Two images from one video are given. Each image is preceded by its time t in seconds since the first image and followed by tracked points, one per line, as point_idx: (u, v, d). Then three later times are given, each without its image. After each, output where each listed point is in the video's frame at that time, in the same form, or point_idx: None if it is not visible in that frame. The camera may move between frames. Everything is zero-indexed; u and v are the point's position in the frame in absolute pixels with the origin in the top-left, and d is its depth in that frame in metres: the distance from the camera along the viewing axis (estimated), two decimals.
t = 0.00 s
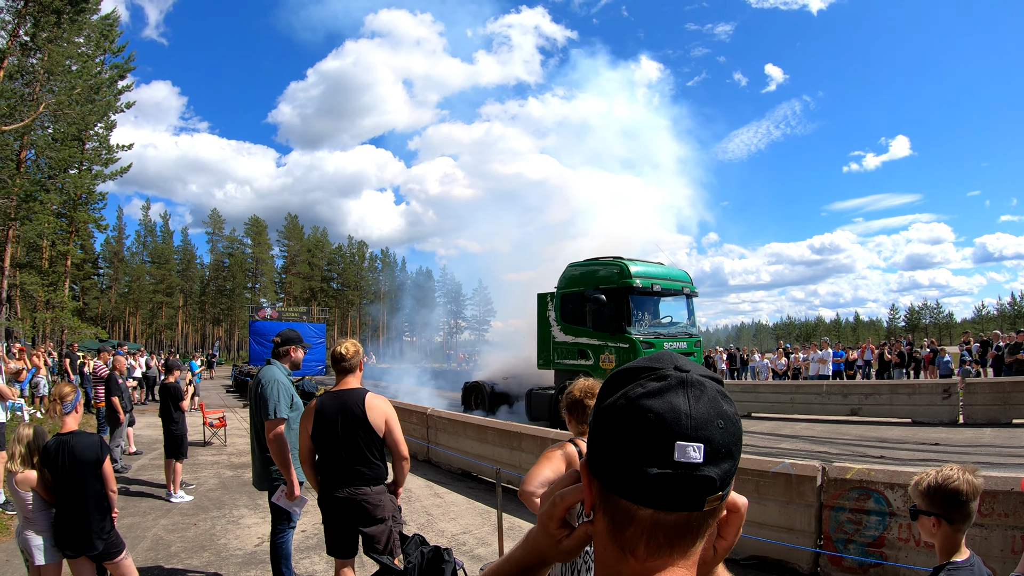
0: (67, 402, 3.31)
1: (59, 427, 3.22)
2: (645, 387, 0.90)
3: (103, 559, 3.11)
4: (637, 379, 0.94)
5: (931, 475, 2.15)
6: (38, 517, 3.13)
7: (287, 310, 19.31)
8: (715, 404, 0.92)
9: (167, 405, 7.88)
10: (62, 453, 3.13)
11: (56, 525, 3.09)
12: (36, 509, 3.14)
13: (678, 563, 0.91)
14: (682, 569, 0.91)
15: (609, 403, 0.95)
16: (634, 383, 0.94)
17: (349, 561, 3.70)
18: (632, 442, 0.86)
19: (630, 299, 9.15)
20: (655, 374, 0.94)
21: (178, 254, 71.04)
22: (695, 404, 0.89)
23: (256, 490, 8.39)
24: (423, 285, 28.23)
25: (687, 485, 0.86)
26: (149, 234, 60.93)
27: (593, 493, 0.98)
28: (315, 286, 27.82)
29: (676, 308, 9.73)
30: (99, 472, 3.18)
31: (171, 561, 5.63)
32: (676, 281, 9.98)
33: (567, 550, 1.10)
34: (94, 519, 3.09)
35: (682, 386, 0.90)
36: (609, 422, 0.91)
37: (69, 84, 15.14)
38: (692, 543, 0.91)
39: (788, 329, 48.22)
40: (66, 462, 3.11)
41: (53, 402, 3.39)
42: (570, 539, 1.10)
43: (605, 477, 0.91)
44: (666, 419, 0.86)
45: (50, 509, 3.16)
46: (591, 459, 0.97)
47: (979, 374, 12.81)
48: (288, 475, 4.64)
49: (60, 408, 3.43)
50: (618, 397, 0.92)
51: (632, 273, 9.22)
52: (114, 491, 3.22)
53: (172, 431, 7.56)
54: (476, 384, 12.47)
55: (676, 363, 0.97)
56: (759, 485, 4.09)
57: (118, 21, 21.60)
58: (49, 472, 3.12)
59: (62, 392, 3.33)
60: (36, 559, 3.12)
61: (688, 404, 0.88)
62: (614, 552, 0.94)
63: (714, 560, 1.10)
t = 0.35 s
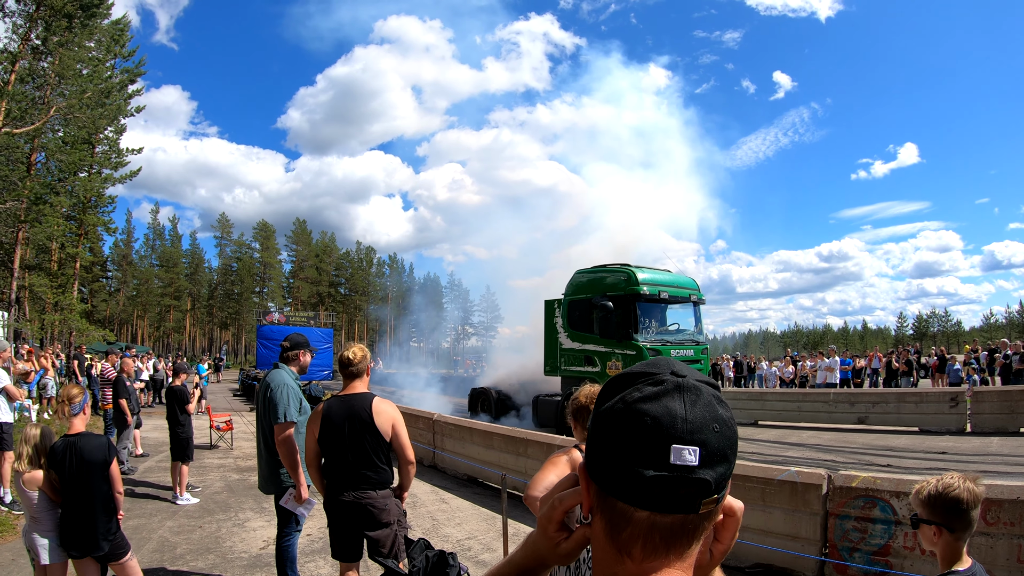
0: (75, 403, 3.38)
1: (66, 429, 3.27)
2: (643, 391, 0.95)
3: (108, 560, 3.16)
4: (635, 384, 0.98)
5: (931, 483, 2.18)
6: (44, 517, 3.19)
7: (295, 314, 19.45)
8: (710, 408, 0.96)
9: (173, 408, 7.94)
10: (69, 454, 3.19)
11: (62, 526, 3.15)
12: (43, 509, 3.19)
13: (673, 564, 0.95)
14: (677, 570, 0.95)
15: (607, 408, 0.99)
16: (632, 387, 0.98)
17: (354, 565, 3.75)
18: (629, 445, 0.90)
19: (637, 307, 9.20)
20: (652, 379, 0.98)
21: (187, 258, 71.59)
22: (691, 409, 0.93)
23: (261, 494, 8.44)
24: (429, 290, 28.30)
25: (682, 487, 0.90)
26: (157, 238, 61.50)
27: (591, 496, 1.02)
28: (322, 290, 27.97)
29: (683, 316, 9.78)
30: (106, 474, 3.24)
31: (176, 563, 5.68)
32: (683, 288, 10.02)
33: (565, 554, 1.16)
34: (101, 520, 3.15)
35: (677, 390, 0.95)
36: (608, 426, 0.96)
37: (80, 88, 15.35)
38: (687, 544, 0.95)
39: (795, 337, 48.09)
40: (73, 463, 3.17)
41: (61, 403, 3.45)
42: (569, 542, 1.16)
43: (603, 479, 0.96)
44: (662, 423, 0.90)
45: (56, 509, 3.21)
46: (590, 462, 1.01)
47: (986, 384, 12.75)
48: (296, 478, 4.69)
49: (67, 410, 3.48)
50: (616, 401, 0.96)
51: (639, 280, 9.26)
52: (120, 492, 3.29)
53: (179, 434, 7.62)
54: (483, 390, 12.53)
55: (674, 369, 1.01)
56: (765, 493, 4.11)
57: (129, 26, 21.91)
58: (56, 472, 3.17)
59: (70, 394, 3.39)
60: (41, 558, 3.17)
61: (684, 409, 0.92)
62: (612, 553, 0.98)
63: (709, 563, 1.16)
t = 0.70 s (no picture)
0: (81, 410, 3.46)
1: (71, 434, 3.31)
2: (641, 414, 0.97)
3: (111, 565, 3.20)
4: (635, 407, 1.01)
5: (923, 497, 2.19)
6: (48, 522, 3.21)
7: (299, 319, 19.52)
8: (708, 430, 0.99)
9: (176, 414, 7.96)
10: (74, 460, 3.22)
11: (67, 531, 3.18)
12: (47, 514, 3.22)
13: None
14: None
15: (606, 429, 1.03)
16: (631, 410, 1.01)
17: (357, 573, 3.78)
18: (628, 468, 0.93)
19: (641, 314, 9.23)
20: (651, 402, 1.01)
21: (192, 262, 71.92)
22: (689, 431, 0.95)
23: (265, 499, 8.47)
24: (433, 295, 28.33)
25: (680, 508, 0.93)
26: (162, 242, 61.80)
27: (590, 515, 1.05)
28: (326, 295, 28.03)
29: (688, 324, 9.81)
30: (111, 479, 3.28)
31: (179, 568, 5.70)
32: (688, 296, 10.04)
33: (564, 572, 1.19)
34: (106, 526, 3.20)
35: (676, 413, 0.97)
36: (607, 448, 0.98)
37: (86, 93, 15.47)
38: (685, 565, 0.97)
39: (799, 344, 47.96)
40: (78, 469, 3.20)
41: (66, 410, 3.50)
42: (569, 560, 1.19)
43: (601, 500, 0.99)
44: (660, 446, 0.93)
45: (60, 514, 3.23)
46: (590, 482, 1.04)
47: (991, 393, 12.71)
48: (300, 485, 4.72)
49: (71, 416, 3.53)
50: (616, 423, 0.99)
51: (643, 288, 9.28)
52: (124, 500, 3.32)
53: (182, 440, 7.65)
54: (487, 397, 12.55)
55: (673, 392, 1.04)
56: (768, 502, 4.12)
57: (135, 32, 22.09)
58: (61, 477, 3.20)
59: (75, 401, 3.47)
60: (44, 563, 3.17)
61: (682, 432, 0.95)
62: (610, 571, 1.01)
63: None
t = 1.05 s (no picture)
0: (81, 417, 3.49)
1: (72, 441, 3.35)
2: (626, 425, 1.01)
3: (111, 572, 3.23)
4: (620, 418, 1.04)
5: (914, 504, 2.22)
6: (49, 528, 3.25)
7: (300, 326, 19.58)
8: (691, 441, 1.02)
9: (176, 421, 7.98)
10: (74, 466, 3.25)
11: (67, 537, 3.21)
12: (48, 520, 3.26)
13: None
14: None
15: (592, 438, 1.06)
16: (617, 420, 1.04)
17: None
18: (612, 476, 0.96)
19: (641, 320, 9.27)
20: (636, 413, 1.04)
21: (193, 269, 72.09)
22: (672, 441, 0.98)
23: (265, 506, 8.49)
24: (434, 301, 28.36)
25: (662, 517, 0.96)
26: (164, 249, 62.00)
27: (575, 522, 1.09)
28: (327, 301, 28.10)
29: (688, 329, 9.85)
30: (111, 486, 3.31)
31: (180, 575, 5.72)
32: (688, 302, 10.08)
33: None
34: (107, 533, 3.23)
35: (659, 424, 1.00)
36: (593, 457, 1.01)
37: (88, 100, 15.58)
38: (668, 573, 1.00)
39: (801, 349, 47.89)
40: (78, 476, 3.23)
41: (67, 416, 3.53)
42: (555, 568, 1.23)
43: (586, 508, 1.02)
44: (644, 456, 0.96)
45: (61, 520, 3.27)
46: (577, 490, 1.06)
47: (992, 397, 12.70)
48: (299, 492, 4.75)
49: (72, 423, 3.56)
50: (601, 433, 1.02)
51: (643, 294, 9.32)
52: (124, 506, 3.36)
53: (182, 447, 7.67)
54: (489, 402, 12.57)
55: (657, 401, 1.07)
56: (768, 508, 4.14)
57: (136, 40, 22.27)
58: (61, 484, 3.24)
59: (76, 408, 3.49)
60: (45, 569, 3.22)
61: (665, 442, 0.98)
62: None
63: None
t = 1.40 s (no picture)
0: (81, 431, 3.46)
1: (72, 455, 3.33)
2: (631, 456, 0.95)
3: None
4: (624, 450, 0.99)
5: (913, 519, 2.22)
6: (50, 543, 3.25)
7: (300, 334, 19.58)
8: (696, 473, 0.97)
9: (175, 430, 7.97)
10: (75, 481, 3.25)
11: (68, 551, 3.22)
12: (49, 534, 3.27)
13: None
14: None
15: (595, 470, 1.02)
16: (621, 452, 0.99)
17: None
18: (616, 507, 0.91)
19: (642, 328, 9.28)
20: (641, 445, 0.99)
21: (193, 277, 72.14)
22: (676, 474, 0.93)
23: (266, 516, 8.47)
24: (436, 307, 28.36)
25: (667, 551, 0.89)
26: (164, 257, 62.04)
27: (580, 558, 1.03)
28: (327, 309, 28.10)
29: (689, 336, 9.87)
30: (112, 501, 3.32)
31: None
32: (688, 309, 10.10)
33: None
34: (108, 548, 3.25)
35: (664, 457, 0.95)
36: (596, 489, 0.97)
37: (88, 110, 15.64)
38: None
39: (802, 354, 47.87)
40: (80, 491, 3.23)
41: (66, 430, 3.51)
42: None
43: (588, 535, 0.96)
44: (648, 488, 0.91)
45: (62, 534, 3.28)
46: (581, 522, 1.00)
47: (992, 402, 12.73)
48: (301, 504, 4.75)
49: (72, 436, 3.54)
50: (606, 464, 0.97)
51: (644, 301, 9.33)
52: (126, 519, 3.37)
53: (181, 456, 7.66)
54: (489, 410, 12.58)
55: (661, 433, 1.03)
56: (769, 517, 4.13)
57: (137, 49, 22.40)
58: (62, 498, 3.24)
59: (76, 421, 3.46)
60: None
61: (670, 474, 0.93)
62: None
63: None
